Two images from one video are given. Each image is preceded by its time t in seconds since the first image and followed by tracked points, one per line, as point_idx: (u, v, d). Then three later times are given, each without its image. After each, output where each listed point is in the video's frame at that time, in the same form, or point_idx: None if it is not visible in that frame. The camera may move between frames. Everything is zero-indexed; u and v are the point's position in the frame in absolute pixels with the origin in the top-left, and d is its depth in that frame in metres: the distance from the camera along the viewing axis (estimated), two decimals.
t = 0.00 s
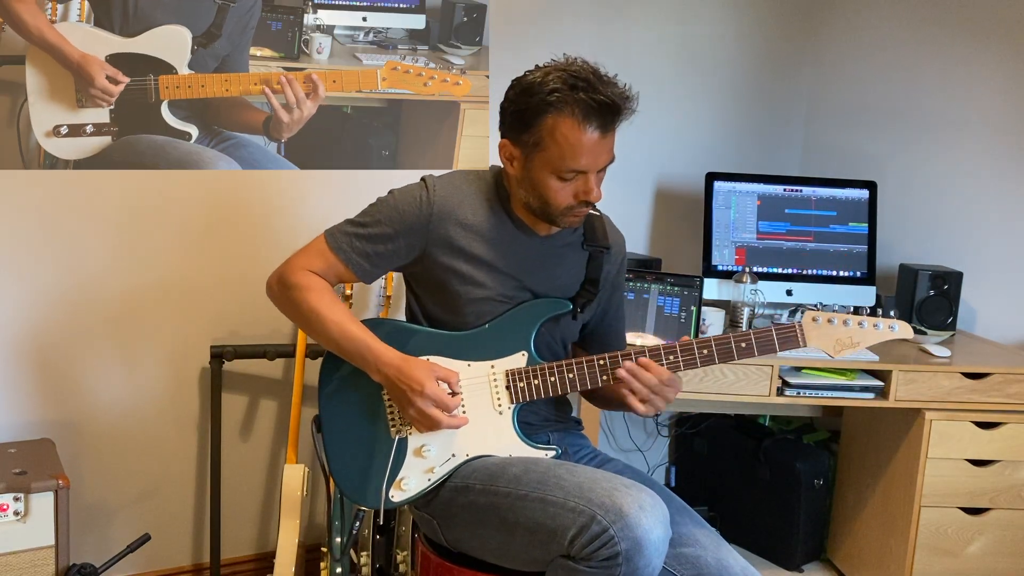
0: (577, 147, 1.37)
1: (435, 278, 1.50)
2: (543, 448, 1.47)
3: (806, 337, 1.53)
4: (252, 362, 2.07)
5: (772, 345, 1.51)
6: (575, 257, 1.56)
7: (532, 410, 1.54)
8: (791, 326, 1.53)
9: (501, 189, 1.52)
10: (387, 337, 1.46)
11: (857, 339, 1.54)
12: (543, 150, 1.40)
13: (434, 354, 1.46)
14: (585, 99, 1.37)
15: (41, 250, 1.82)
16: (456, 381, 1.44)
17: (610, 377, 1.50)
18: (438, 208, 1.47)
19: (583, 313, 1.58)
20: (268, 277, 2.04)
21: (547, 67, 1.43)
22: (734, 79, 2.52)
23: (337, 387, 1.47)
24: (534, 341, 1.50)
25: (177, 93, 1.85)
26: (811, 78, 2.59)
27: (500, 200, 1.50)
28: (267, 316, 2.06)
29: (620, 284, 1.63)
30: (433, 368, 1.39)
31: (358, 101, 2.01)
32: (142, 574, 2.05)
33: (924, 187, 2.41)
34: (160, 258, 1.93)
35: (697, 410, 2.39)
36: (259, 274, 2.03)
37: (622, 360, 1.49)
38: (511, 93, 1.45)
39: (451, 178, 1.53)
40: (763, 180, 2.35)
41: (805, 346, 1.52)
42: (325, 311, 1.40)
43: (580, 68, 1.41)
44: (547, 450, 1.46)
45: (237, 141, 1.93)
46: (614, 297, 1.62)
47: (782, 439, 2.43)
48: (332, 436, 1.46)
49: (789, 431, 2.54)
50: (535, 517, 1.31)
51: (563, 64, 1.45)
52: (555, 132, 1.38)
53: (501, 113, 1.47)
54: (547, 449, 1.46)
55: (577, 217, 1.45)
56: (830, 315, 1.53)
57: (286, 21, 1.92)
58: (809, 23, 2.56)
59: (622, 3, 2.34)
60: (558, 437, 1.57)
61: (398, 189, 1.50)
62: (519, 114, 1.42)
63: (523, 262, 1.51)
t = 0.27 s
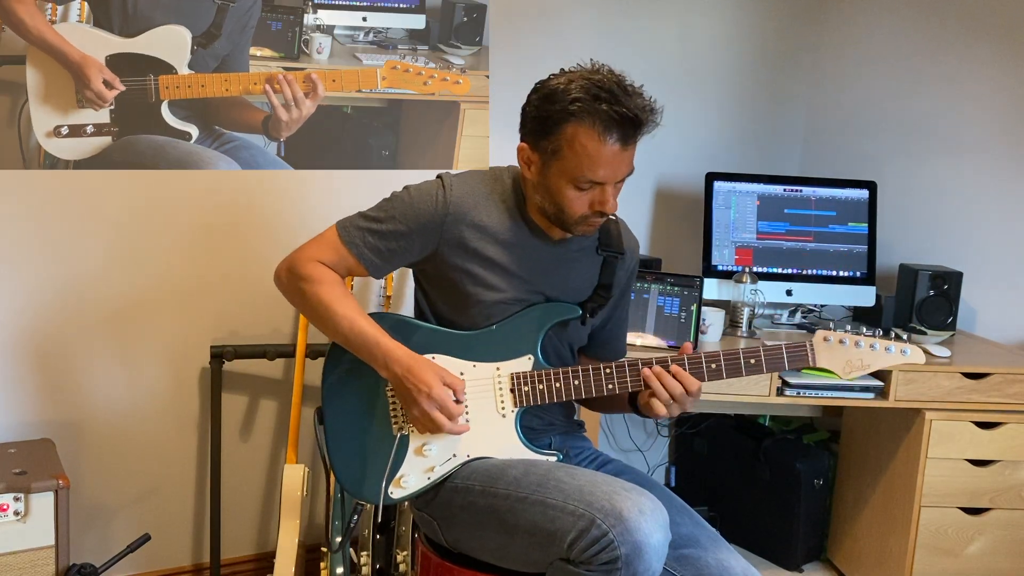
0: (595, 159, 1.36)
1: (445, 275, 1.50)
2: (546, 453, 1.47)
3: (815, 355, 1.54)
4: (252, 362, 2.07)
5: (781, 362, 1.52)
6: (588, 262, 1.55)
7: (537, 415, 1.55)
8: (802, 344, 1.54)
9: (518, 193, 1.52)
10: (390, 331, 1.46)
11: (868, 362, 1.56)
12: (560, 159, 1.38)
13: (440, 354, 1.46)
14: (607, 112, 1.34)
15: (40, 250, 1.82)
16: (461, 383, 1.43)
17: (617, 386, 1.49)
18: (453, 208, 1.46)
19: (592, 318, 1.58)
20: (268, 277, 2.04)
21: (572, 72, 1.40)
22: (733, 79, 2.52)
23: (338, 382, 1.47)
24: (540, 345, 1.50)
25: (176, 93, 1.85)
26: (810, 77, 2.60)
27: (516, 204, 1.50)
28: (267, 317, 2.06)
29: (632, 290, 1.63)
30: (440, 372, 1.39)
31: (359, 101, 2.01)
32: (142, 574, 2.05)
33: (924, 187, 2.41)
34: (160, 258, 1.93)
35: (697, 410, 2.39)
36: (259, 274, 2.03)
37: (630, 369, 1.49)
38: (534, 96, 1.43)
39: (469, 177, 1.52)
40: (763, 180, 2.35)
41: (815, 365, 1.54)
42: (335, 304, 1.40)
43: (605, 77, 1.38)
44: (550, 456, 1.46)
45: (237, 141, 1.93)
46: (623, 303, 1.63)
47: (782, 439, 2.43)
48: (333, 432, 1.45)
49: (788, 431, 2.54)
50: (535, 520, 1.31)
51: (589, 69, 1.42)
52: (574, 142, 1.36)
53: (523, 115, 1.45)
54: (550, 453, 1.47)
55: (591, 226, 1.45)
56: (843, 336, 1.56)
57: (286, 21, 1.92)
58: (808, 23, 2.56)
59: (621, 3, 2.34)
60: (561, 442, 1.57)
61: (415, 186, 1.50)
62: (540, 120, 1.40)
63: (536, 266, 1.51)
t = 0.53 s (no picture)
0: (612, 171, 1.35)
1: (454, 274, 1.50)
2: (549, 456, 1.47)
3: (824, 366, 1.59)
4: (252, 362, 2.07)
5: (791, 372, 1.56)
6: (601, 266, 1.55)
7: (539, 418, 1.56)
8: (813, 354, 1.58)
9: (531, 196, 1.51)
10: (396, 328, 1.46)
11: (879, 375, 1.58)
12: (577, 168, 1.38)
13: (444, 354, 1.46)
14: (626, 124, 1.33)
15: (41, 250, 1.82)
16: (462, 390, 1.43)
17: (622, 392, 1.50)
18: (466, 208, 1.45)
19: (599, 321, 1.58)
20: (267, 277, 2.04)
21: (594, 80, 1.39)
22: (733, 80, 2.52)
23: (341, 378, 1.46)
24: (545, 348, 1.50)
25: (176, 93, 1.85)
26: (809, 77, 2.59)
27: (529, 207, 1.50)
28: (267, 317, 2.06)
29: (642, 294, 1.62)
30: (441, 382, 1.38)
31: (358, 100, 2.02)
32: (142, 574, 2.05)
33: (924, 187, 2.41)
34: (160, 258, 1.93)
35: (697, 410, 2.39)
36: (259, 274, 2.03)
37: (636, 375, 1.50)
38: (553, 102, 1.42)
39: (482, 177, 1.52)
40: (763, 180, 2.35)
41: (825, 375, 1.58)
42: (342, 301, 1.40)
43: (627, 87, 1.37)
44: (553, 459, 1.46)
45: (237, 141, 1.93)
46: (637, 303, 1.62)
47: (782, 439, 2.43)
48: (336, 430, 1.45)
49: (789, 431, 2.54)
50: (535, 523, 1.31)
51: (611, 77, 1.41)
52: (592, 153, 1.36)
53: (540, 119, 1.44)
54: (553, 456, 1.46)
55: (603, 235, 1.45)
56: (855, 347, 1.58)
57: (286, 21, 1.91)
58: (807, 23, 2.56)
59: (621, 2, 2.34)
60: (564, 445, 1.56)
61: (429, 183, 1.49)
62: (558, 128, 1.39)
63: (548, 270, 1.51)
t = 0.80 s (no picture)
0: (619, 176, 1.35)
1: (456, 275, 1.50)
2: (548, 458, 1.47)
3: (829, 374, 1.54)
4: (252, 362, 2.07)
5: (793, 379, 1.52)
6: (605, 268, 1.55)
7: (538, 420, 1.55)
8: (817, 362, 1.53)
9: (536, 198, 1.51)
10: (397, 327, 1.46)
11: (882, 385, 1.55)
12: (583, 172, 1.38)
13: (444, 354, 1.46)
14: (633, 129, 1.33)
15: (41, 250, 1.82)
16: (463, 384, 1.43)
17: (622, 396, 1.49)
18: (469, 208, 1.45)
19: (602, 325, 1.58)
20: (267, 277, 2.04)
21: (601, 84, 1.39)
22: (733, 80, 2.52)
23: (341, 376, 1.46)
24: (547, 350, 1.50)
25: (176, 93, 1.85)
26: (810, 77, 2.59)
27: (533, 209, 1.50)
28: (267, 317, 2.06)
29: (645, 298, 1.62)
30: (442, 375, 1.39)
31: (359, 100, 2.02)
32: (142, 573, 2.05)
33: (924, 187, 2.41)
34: (160, 258, 1.93)
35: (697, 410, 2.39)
36: (259, 274, 2.03)
37: (636, 379, 1.49)
38: (560, 105, 1.41)
39: (486, 178, 1.52)
40: (764, 180, 2.35)
41: (828, 385, 1.53)
42: (343, 297, 1.40)
43: (634, 91, 1.36)
44: (554, 461, 1.46)
45: (237, 141, 1.93)
46: (640, 307, 1.62)
47: (782, 439, 2.43)
48: (336, 427, 1.45)
49: (789, 431, 2.54)
50: (534, 525, 1.31)
51: (618, 80, 1.40)
52: (598, 157, 1.35)
53: (547, 122, 1.44)
54: (552, 458, 1.46)
55: (609, 239, 1.45)
56: (860, 356, 1.55)
57: (286, 21, 1.92)
58: (807, 23, 2.56)
59: (621, 2, 2.34)
60: (564, 447, 1.56)
61: (433, 183, 1.49)
62: (565, 131, 1.38)
63: (548, 271, 1.50)
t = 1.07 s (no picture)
0: (608, 173, 1.35)
1: (451, 276, 1.50)
2: (547, 457, 1.47)
3: (826, 370, 1.55)
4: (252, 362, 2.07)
5: (792, 376, 1.52)
6: (602, 265, 1.55)
7: (538, 420, 1.55)
8: (814, 359, 1.54)
9: (529, 197, 1.51)
10: (397, 328, 1.46)
11: (881, 379, 1.55)
12: (573, 170, 1.37)
13: (443, 354, 1.46)
14: (622, 126, 1.32)
15: (41, 250, 1.82)
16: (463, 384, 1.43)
17: (621, 394, 1.49)
18: (463, 209, 1.45)
19: (600, 323, 1.57)
20: (267, 277, 2.04)
21: (589, 81, 1.39)
22: (734, 80, 2.52)
23: (340, 378, 1.46)
24: (545, 349, 1.50)
25: (177, 93, 1.85)
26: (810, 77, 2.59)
27: (528, 208, 1.50)
28: (267, 317, 2.06)
29: (643, 296, 1.62)
30: (441, 373, 1.39)
31: (359, 101, 2.02)
32: (142, 573, 2.05)
33: (924, 187, 2.41)
34: (160, 258, 1.93)
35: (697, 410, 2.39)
36: (259, 274, 2.03)
37: (635, 377, 1.49)
38: (549, 103, 1.41)
39: (480, 178, 1.52)
40: (764, 180, 2.35)
41: (827, 380, 1.54)
42: (340, 301, 1.40)
43: (622, 88, 1.36)
44: (552, 460, 1.46)
45: (237, 141, 1.93)
46: (639, 304, 1.62)
47: (782, 439, 2.43)
48: (335, 428, 1.45)
49: (789, 431, 2.54)
50: (535, 525, 1.31)
51: (607, 77, 1.40)
52: (587, 155, 1.35)
53: (537, 121, 1.44)
54: (551, 457, 1.46)
55: (602, 235, 1.44)
56: (857, 350, 1.55)
57: (286, 21, 1.92)
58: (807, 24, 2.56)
59: (621, 2, 2.34)
60: (564, 447, 1.56)
61: (427, 184, 1.49)
62: (554, 130, 1.38)
63: (545, 269, 1.50)
